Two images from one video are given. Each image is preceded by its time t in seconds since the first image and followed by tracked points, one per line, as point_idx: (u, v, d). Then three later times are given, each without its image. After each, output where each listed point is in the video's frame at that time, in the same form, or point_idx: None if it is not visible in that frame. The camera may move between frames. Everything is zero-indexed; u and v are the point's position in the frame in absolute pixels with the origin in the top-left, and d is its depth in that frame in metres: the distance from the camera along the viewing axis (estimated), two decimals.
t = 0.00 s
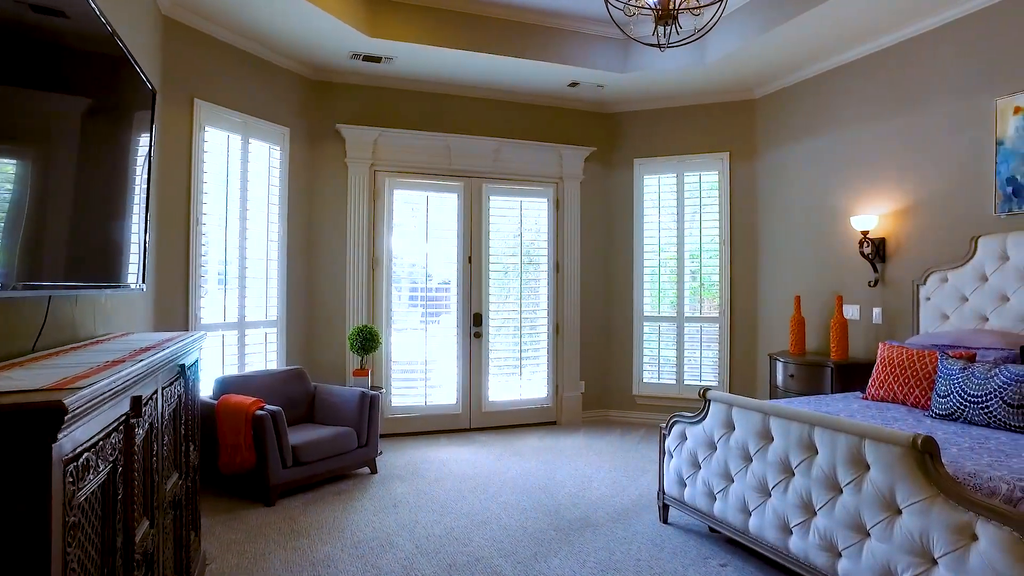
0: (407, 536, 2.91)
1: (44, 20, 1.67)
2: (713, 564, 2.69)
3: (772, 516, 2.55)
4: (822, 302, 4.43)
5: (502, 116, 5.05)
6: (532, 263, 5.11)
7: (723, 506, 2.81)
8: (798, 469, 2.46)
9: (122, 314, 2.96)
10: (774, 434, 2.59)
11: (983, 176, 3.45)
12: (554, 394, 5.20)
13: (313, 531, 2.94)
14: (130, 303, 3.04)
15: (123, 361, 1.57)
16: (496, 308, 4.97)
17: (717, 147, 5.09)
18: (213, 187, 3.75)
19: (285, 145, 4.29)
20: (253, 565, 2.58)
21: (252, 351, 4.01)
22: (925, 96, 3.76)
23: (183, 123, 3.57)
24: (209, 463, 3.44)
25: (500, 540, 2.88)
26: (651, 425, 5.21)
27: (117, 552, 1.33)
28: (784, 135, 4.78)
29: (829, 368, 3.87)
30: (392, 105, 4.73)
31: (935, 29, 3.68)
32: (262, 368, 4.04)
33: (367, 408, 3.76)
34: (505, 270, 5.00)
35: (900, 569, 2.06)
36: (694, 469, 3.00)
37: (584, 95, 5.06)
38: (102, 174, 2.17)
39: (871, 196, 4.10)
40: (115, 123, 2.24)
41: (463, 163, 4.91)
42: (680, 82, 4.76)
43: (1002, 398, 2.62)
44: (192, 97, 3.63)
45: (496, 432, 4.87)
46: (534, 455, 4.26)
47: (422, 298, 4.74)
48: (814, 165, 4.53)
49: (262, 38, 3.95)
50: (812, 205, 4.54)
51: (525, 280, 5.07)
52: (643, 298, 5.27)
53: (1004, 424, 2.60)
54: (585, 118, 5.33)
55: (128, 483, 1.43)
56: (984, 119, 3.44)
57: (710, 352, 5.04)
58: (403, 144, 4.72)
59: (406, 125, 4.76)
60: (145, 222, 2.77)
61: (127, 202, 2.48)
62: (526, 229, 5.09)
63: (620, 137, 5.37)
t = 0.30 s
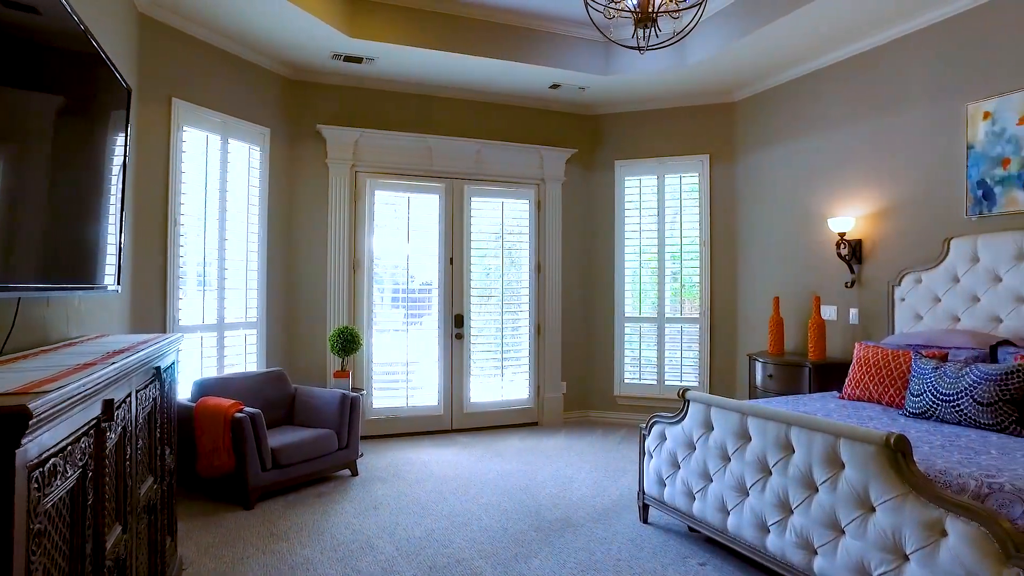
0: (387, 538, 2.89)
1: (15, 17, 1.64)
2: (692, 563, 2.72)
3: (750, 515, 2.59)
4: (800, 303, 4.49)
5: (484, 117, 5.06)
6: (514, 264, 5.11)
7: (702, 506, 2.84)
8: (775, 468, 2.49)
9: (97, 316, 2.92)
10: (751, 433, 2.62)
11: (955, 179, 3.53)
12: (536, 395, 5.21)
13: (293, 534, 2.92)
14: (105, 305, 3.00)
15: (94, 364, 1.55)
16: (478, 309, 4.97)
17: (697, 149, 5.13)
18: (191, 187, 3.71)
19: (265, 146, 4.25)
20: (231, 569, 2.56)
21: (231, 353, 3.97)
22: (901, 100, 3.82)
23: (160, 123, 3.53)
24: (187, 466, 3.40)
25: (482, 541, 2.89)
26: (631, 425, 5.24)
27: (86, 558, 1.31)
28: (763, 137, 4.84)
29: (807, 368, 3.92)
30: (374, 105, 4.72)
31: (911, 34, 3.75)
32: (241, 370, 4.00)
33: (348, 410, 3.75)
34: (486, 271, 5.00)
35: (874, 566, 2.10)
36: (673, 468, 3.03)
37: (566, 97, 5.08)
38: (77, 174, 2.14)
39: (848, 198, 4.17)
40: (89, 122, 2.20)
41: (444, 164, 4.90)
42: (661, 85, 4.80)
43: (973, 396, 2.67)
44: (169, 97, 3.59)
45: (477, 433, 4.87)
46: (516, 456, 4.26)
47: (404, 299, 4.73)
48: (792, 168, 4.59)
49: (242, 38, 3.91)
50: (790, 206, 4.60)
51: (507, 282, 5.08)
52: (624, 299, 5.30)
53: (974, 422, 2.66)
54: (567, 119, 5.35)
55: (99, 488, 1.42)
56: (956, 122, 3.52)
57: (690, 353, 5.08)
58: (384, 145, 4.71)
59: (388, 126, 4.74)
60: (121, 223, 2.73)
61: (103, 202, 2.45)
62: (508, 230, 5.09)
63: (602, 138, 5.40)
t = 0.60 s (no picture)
0: (362, 539, 2.88)
1: None
2: (668, 561, 2.74)
3: (725, 513, 2.62)
4: (774, 303, 4.56)
5: (464, 118, 5.06)
6: (492, 265, 5.12)
7: (677, 505, 2.87)
8: (749, 467, 2.53)
9: (66, 318, 2.86)
10: (726, 432, 2.65)
11: (924, 181, 3.61)
12: (514, 396, 5.22)
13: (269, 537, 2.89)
14: (75, 306, 2.94)
15: (60, 367, 1.52)
16: (456, 310, 4.97)
17: (675, 151, 5.17)
18: (165, 186, 3.66)
19: (241, 145, 4.21)
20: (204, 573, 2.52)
21: (206, 354, 3.92)
22: (874, 104, 3.90)
23: (132, 120, 3.48)
24: (161, 470, 3.35)
25: (459, 542, 2.89)
26: (609, 425, 5.27)
27: (48, 565, 1.28)
28: (739, 140, 4.89)
29: (782, 368, 3.98)
30: (353, 105, 4.69)
31: (884, 39, 3.83)
32: (216, 372, 3.95)
33: (325, 411, 3.72)
34: (465, 271, 5.00)
35: (844, 562, 2.14)
36: (650, 468, 3.06)
37: (545, 98, 5.10)
38: (44, 171, 2.10)
39: (821, 201, 4.24)
40: (57, 119, 2.16)
41: (423, 165, 4.89)
42: (640, 87, 4.83)
43: (940, 394, 2.74)
44: (142, 95, 3.53)
45: (455, 434, 4.86)
46: (494, 457, 4.26)
47: (381, 300, 4.70)
48: (767, 170, 4.66)
49: (217, 35, 3.86)
50: (765, 208, 4.66)
51: (485, 282, 5.08)
52: (602, 300, 5.33)
53: (942, 419, 2.72)
54: (546, 120, 5.37)
55: (64, 494, 1.39)
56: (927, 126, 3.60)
57: (667, 353, 5.13)
58: (362, 145, 4.68)
59: (366, 125, 4.72)
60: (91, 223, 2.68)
61: (73, 201, 2.40)
62: (486, 231, 5.10)
63: (581, 140, 5.43)
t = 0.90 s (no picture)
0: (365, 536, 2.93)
1: None
2: (644, 560, 2.77)
3: (699, 511, 2.66)
4: (749, 304, 4.63)
5: (443, 118, 5.05)
6: (470, 265, 5.11)
7: (654, 503, 2.90)
8: (723, 465, 2.56)
9: (34, 318, 2.80)
10: (701, 431, 2.68)
11: (894, 184, 3.69)
12: (492, 397, 5.22)
13: (243, 541, 2.86)
14: (43, 306, 2.89)
15: (25, 368, 1.49)
16: (434, 310, 4.95)
17: (652, 152, 5.22)
18: (138, 185, 3.60)
19: (216, 143, 4.16)
20: None
21: (180, 356, 3.87)
22: (846, 108, 3.97)
23: (103, 118, 3.42)
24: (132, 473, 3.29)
25: (437, 543, 2.89)
26: (587, 425, 5.30)
27: (11, 571, 1.26)
28: (714, 142, 4.95)
29: (757, 368, 4.03)
30: (331, 105, 4.67)
31: (855, 44, 3.91)
32: (191, 373, 3.90)
33: (301, 412, 3.69)
34: (443, 272, 4.99)
35: (815, 557, 2.19)
36: (626, 467, 3.08)
37: (523, 99, 5.12)
38: (10, 166, 2.05)
39: (794, 203, 4.31)
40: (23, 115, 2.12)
41: (401, 165, 4.87)
42: (617, 89, 4.88)
43: (908, 392, 2.80)
44: (114, 92, 3.47)
45: (433, 435, 4.85)
46: (472, 457, 4.26)
47: (358, 300, 4.68)
48: (742, 172, 4.72)
49: (193, 33, 3.82)
50: (740, 210, 4.73)
51: (463, 283, 5.08)
52: (580, 301, 5.36)
53: (910, 417, 2.78)
54: (524, 122, 5.38)
55: (29, 497, 1.37)
56: (896, 130, 3.68)
57: (644, 353, 5.17)
58: (339, 145, 4.65)
59: (343, 126, 4.69)
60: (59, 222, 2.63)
61: (40, 199, 2.35)
62: (464, 232, 5.10)
63: (559, 141, 5.45)
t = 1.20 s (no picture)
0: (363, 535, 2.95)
1: None
2: (621, 559, 2.79)
3: (675, 509, 2.69)
4: (725, 304, 4.69)
5: (421, 118, 5.04)
6: (448, 266, 5.11)
7: (630, 503, 2.92)
8: (699, 464, 2.59)
9: None
10: (676, 431, 2.71)
11: (865, 187, 3.77)
12: (471, 397, 5.21)
13: (217, 545, 2.82)
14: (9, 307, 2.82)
15: None
16: (412, 311, 4.93)
17: (630, 154, 5.26)
18: (110, 183, 3.54)
19: (190, 142, 4.10)
20: None
21: (154, 357, 3.81)
22: (820, 111, 4.04)
23: (74, 115, 3.35)
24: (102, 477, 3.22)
25: (414, 544, 2.88)
26: (566, 425, 5.32)
27: None
28: (691, 144, 5.00)
29: (733, 368, 4.08)
30: (309, 105, 4.63)
31: (829, 49, 3.98)
32: (165, 375, 3.84)
33: (278, 414, 3.65)
34: (421, 273, 4.97)
35: (788, 554, 2.22)
36: (603, 467, 3.11)
37: (502, 100, 5.13)
38: None
39: (769, 205, 4.38)
40: None
41: (379, 165, 4.85)
42: (596, 91, 4.91)
43: (879, 391, 2.86)
44: (84, 88, 3.40)
45: (410, 436, 4.83)
46: (450, 458, 4.25)
47: (335, 301, 4.64)
48: (718, 174, 4.78)
49: (167, 30, 3.77)
50: (716, 211, 4.78)
51: (442, 284, 5.07)
52: (558, 301, 5.38)
53: (880, 415, 2.84)
54: (502, 123, 5.39)
55: None
56: (868, 134, 3.76)
57: (622, 353, 5.20)
58: (317, 145, 4.62)
59: (320, 125, 4.66)
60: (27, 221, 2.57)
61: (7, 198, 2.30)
62: (443, 232, 5.09)
63: (538, 142, 5.46)
